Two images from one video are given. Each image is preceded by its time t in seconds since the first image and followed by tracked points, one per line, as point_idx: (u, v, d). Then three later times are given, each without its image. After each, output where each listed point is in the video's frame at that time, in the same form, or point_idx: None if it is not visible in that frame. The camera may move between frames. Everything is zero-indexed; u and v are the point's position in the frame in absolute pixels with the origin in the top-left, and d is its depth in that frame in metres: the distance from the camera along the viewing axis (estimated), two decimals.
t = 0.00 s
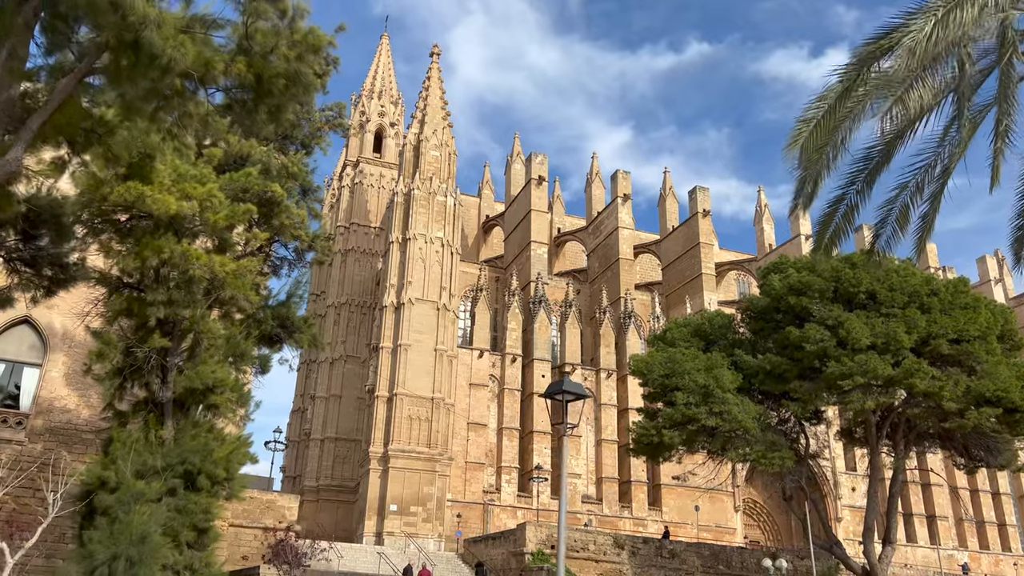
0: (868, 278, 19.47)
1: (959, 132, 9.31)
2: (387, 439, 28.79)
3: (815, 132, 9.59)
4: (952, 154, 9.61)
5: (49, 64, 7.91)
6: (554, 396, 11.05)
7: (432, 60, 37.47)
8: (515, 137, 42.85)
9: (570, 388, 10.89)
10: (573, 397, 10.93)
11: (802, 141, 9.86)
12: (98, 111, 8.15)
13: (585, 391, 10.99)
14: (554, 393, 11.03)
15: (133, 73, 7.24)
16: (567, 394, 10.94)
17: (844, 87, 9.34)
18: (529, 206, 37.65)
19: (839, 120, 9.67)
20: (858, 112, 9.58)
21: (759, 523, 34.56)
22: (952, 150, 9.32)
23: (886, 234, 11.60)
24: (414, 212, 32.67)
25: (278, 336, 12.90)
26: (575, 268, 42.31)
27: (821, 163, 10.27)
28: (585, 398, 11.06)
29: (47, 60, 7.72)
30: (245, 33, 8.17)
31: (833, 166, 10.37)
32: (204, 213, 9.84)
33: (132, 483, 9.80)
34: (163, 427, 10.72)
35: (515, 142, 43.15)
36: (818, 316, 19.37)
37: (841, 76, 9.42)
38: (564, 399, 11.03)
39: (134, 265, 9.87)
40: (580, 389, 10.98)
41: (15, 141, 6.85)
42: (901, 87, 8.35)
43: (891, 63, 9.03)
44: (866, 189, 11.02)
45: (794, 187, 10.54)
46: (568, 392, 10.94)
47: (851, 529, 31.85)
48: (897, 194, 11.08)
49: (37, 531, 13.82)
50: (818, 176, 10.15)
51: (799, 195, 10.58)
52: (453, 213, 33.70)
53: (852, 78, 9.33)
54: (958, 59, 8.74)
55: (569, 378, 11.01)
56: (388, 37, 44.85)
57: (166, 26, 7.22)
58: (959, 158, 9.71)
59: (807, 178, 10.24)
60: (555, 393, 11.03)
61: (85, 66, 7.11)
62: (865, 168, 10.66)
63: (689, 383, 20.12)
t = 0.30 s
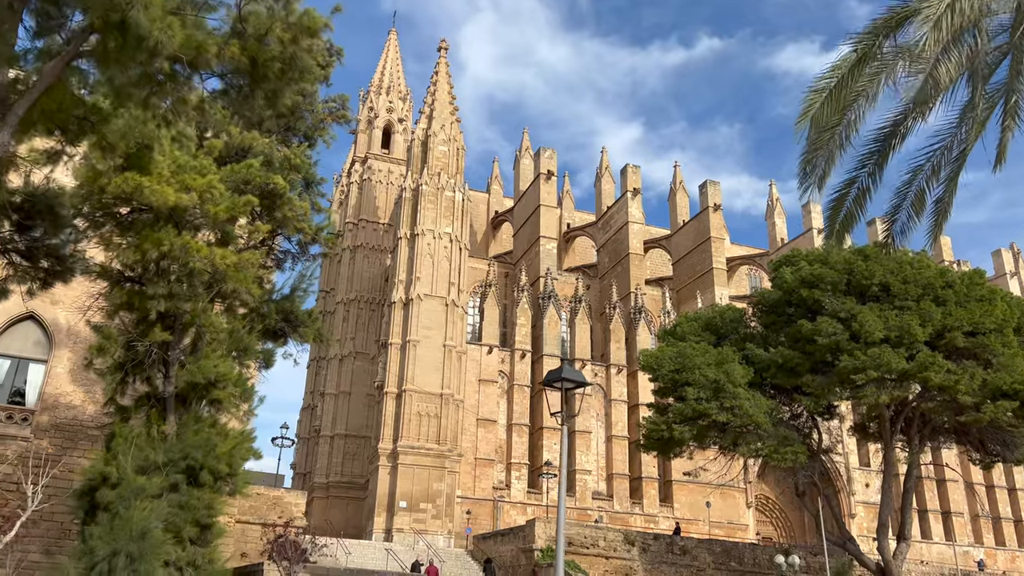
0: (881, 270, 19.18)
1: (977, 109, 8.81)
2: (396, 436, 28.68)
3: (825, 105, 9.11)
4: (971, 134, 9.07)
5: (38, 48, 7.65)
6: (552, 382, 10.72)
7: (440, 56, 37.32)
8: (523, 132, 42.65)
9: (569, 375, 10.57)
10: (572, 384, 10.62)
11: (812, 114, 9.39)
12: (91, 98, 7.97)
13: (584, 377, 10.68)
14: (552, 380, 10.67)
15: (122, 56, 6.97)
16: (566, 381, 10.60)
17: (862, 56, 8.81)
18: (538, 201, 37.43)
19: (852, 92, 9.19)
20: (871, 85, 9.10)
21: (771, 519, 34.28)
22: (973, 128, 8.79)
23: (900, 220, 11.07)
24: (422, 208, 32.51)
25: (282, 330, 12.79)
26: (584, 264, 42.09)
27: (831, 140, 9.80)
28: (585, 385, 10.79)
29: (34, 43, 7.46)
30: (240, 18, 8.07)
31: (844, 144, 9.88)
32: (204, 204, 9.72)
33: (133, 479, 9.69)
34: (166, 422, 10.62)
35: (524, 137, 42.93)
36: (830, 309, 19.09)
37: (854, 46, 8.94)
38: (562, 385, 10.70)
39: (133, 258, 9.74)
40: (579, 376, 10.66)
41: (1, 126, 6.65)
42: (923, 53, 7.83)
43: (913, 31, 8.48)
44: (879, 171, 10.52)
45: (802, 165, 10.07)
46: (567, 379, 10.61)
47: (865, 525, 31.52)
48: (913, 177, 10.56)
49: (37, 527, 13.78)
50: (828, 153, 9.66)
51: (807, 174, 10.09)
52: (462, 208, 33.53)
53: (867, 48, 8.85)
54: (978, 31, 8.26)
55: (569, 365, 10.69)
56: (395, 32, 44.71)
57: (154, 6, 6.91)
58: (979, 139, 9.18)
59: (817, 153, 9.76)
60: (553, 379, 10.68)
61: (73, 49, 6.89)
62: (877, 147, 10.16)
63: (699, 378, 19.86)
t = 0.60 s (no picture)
0: (891, 259, 18.94)
1: (987, 85, 8.54)
2: (403, 428, 28.63)
3: (830, 75, 8.86)
4: (980, 110, 8.74)
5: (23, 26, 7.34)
6: (544, 362, 10.37)
7: (445, 47, 37.12)
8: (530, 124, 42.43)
9: (562, 355, 10.21)
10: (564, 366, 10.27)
11: (817, 84, 9.13)
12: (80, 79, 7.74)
13: (578, 356, 10.32)
14: (544, 359, 10.31)
15: (109, 35, 6.68)
16: (559, 362, 10.25)
17: (873, 22, 8.48)
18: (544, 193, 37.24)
19: (860, 61, 8.87)
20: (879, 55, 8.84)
21: (780, 512, 34.11)
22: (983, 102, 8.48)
23: (905, 201, 10.81)
24: (427, 200, 32.35)
25: (283, 320, 12.70)
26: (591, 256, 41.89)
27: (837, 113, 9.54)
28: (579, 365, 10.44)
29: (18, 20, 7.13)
30: None
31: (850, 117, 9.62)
32: (202, 192, 9.63)
33: (129, 469, 9.60)
34: (165, 412, 10.56)
35: (530, 129, 42.71)
36: (838, 299, 18.85)
37: (864, 13, 8.65)
38: (554, 365, 10.34)
39: (129, 246, 9.69)
40: (572, 355, 10.31)
41: None
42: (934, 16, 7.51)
43: None
44: (885, 148, 10.25)
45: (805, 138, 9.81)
46: (559, 360, 10.25)
47: (874, 518, 31.29)
48: (920, 156, 10.20)
49: (40, 519, 13.87)
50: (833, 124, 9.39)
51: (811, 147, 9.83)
52: (467, 201, 33.36)
53: (877, 14, 8.49)
54: None
55: (561, 344, 10.31)
56: (401, 24, 44.52)
57: None
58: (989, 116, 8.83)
59: (821, 125, 9.46)
60: (545, 359, 10.32)
61: (56, 25, 6.65)
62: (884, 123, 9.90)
63: (706, 369, 19.68)
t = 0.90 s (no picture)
0: (898, 247, 18.69)
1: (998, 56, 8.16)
2: (407, 419, 28.56)
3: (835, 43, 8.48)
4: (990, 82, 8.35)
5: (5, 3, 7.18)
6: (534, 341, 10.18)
7: (449, 35, 36.87)
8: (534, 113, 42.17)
9: (553, 333, 10.03)
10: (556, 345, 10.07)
11: (822, 52, 8.75)
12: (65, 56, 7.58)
13: (570, 334, 10.10)
14: (534, 339, 10.14)
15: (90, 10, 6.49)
16: (550, 341, 10.06)
17: None
18: (549, 182, 37.00)
19: (867, 29, 8.49)
20: (887, 23, 8.45)
21: (786, 502, 33.97)
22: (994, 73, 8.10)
23: (909, 178, 10.44)
24: (431, 189, 32.17)
25: (282, 308, 12.57)
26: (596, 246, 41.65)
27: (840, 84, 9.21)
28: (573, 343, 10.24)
29: None
30: None
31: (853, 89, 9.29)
32: (197, 177, 9.52)
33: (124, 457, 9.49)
34: (162, 400, 10.46)
35: (535, 118, 42.44)
36: (844, 287, 18.62)
37: None
38: (545, 344, 10.16)
39: (123, 232, 9.59)
40: (564, 332, 10.11)
41: None
42: None
43: None
44: (890, 123, 9.87)
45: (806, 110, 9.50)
46: (551, 338, 10.07)
47: (881, 508, 31.10)
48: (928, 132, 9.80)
49: (40, 508, 13.77)
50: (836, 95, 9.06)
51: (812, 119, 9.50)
52: (471, 190, 33.15)
53: None
54: None
55: (553, 322, 10.13)
56: (404, 13, 44.24)
57: None
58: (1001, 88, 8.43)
59: (825, 96, 9.09)
60: (535, 338, 10.16)
61: None
62: (888, 96, 9.55)
63: (711, 358, 19.49)
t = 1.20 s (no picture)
0: (904, 230, 18.46)
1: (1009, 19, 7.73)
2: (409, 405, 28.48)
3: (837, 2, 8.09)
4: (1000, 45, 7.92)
5: None
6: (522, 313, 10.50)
7: (451, 20, 36.57)
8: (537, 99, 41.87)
9: (541, 304, 10.35)
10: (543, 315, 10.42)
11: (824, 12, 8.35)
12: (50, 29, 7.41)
13: (558, 305, 10.41)
14: (522, 309, 10.43)
15: None
16: (537, 311, 10.37)
17: None
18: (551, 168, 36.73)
19: None
20: None
21: (790, 489, 33.89)
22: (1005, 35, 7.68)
23: (914, 149, 10.03)
24: (433, 175, 31.97)
25: (278, 292, 12.44)
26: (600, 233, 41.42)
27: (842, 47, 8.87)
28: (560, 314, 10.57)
29: None
30: None
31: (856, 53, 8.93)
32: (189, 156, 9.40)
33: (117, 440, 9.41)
34: (156, 383, 10.38)
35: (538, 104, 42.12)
36: (849, 271, 18.40)
37: None
38: (533, 314, 10.45)
39: (115, 212, 9.47)
40: (552, 303, 10.45)
41: None
42: None
43: None
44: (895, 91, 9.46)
45: (808, 74, 9.13)
46: (538, 309, 10.38)
47: (886, 494, 30.98)
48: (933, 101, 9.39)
49: (38, 493, 13.70)
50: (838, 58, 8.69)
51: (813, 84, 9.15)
52: (473, 176, 32.91)
53: None
54: None
55: (540, 293, 10.45)
56: None
57: None
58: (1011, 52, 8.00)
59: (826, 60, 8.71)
60: (523, 309, 10.42)
61: None
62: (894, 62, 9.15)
63: (714, 342, 19.33)
